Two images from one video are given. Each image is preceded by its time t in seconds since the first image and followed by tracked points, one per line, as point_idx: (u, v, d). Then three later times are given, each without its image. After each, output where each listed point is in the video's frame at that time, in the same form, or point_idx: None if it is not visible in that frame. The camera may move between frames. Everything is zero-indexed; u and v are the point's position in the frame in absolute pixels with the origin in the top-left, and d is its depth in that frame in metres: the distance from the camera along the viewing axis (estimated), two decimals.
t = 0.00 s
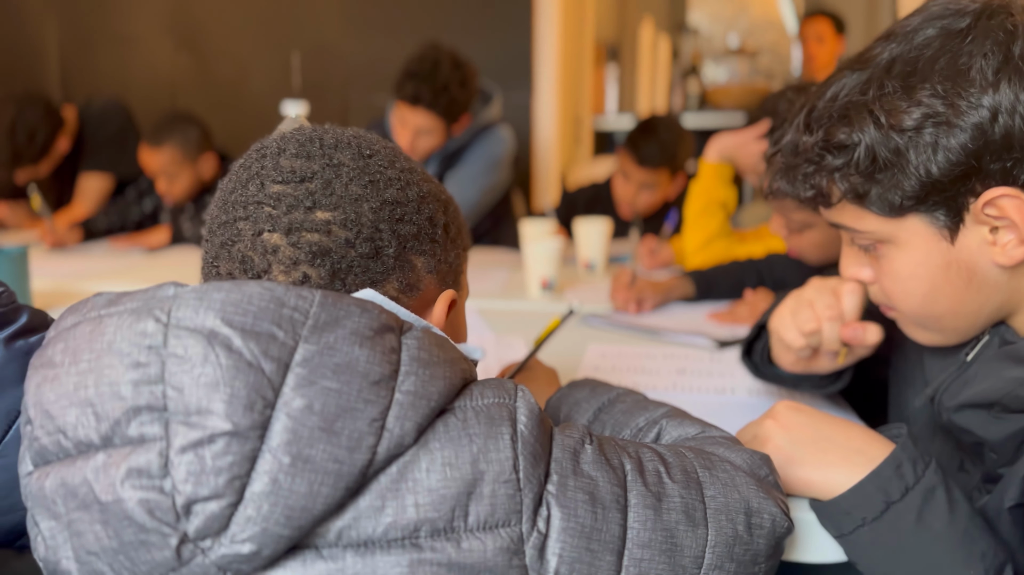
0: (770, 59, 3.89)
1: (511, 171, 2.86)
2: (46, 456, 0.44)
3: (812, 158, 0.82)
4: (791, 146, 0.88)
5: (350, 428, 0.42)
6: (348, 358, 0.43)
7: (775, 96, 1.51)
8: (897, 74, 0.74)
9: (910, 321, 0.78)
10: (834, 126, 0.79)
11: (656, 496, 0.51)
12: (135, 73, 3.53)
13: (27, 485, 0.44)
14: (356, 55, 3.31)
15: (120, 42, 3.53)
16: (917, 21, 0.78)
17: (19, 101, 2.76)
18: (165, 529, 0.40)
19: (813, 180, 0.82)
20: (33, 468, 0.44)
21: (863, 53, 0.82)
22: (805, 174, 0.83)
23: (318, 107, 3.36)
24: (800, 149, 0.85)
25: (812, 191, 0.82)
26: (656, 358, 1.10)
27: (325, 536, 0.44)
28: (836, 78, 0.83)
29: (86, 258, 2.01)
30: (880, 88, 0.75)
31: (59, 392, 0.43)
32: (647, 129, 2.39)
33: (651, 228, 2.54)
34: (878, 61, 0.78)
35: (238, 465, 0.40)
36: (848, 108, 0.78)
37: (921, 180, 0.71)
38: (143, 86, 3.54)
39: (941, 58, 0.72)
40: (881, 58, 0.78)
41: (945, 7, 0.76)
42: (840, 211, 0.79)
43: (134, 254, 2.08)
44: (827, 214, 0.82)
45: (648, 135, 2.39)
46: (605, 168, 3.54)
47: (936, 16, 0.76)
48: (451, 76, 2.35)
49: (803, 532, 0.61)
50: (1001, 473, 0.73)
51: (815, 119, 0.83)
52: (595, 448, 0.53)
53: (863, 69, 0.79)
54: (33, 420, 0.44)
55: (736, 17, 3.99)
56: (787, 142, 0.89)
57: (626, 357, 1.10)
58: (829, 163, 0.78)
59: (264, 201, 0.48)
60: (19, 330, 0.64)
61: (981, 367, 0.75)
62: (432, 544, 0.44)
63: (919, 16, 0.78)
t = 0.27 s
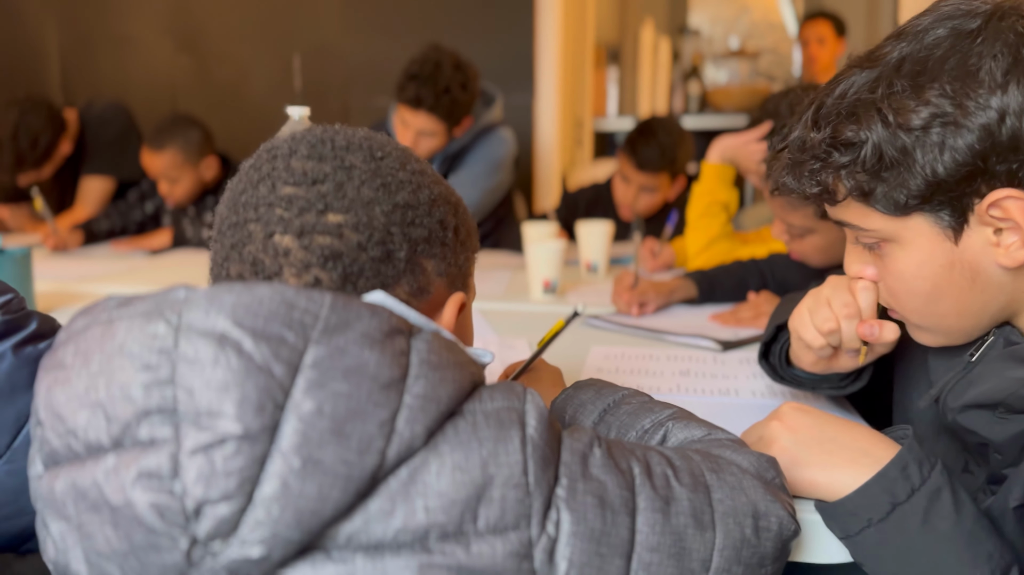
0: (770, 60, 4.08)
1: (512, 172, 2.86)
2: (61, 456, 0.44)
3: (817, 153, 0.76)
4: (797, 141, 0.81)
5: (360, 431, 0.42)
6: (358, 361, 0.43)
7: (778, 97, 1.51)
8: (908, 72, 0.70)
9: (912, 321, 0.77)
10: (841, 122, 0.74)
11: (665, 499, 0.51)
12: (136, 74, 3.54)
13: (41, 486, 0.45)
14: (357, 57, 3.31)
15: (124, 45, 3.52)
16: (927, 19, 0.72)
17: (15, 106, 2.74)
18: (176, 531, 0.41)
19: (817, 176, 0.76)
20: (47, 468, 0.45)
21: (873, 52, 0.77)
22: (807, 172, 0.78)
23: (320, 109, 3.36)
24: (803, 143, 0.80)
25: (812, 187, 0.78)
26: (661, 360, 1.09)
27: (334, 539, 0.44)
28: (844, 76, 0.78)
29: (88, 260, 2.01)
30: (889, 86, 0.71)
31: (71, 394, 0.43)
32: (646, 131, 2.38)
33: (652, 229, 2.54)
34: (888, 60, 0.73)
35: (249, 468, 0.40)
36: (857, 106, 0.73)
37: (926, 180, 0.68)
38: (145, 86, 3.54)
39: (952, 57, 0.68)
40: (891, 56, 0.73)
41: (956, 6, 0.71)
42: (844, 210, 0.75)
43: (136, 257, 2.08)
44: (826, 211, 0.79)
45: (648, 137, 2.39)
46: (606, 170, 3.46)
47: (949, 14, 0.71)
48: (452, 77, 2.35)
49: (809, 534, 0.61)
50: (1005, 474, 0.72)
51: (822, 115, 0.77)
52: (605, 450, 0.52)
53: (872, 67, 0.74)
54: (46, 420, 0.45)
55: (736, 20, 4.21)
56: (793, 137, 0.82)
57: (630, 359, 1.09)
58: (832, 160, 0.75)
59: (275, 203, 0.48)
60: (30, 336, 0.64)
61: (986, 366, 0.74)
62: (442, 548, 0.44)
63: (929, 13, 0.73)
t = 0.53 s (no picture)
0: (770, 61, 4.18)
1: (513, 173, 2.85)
2: (72, 455, 0.44)
3: (841, 141, 0.77)
4: (819, 130, 0.84)
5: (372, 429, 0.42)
6: (370, 359, 0.42)
7: (780, 97, 1.51)
8: (929, 60, 0.70)
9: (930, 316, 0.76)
10: (863, 110, 0.75)
11: (676, 498, 0.51)
12: (137, 76, 3.54)
13: (53, 484, 0.45)
14: (358, 58, 3.30)
15: (125, 47, 3.54)
16: (951, 9, 0.72)
17: (14, 100, 2.70)
18: (187, 530, 0.40)
19: (840, 164, 0.77)
20: (57, 467, 0.45)
21: (894, 41, 0.77)
22: (830, 160, 0.79)
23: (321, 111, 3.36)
24: (829, 133, 0.80)
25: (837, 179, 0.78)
26: (666, 361, 1.08)
27: (345, 538, 0.43)
28: (867, 64, 0.78)
29: (89, 262, 2.01)
30: (912, 74, 0.71)
31: (81, 392, 0.43)
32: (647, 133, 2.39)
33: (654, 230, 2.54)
34: (910, 49, 0.73)
35: (260, 468, 0.40)
36: (879, 93, 0.73)
37: (949, 168, 0.68)
38: (145, 88, 3.54)
39: (977, 45, 0.67)
40: (913, 46, 0.72)
41: None
42: (864, 199, 0.75)
43: (137, 258, 2.08)
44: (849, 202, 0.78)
45: (649, 139, 2.39)
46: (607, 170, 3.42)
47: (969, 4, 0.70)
48: (454, 78, 2.35)
49: (819, 533, 0.61)
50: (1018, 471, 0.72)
51: (844, 103, 0.78)
52: (616, 450, 0.51)
53: (893, 56, 0.74)
54: (56, 419, 0.44)
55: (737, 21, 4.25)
56: (816, 125, 0.85)
57: (633, 360, 1.09)
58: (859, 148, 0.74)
59: (287, 200, 0.48)
60: (36, 337, 0.66)
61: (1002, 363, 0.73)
62: (454, 548, 0.44)
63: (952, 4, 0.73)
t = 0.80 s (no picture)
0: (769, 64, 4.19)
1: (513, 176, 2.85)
2: (70, 463, 0.44)
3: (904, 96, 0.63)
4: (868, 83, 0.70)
5: (372, 438, 0.42)
6: (370, 369, 0.42)
7: (779, 102, 1.51)
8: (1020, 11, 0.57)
9: (975, 292, 0.66)
10: (941, 64, 0.60)
11: (676, 506, 0.51)
12: (136, 79, 3.54)
13: (52, 492, 0.45)
14: (357, 62, 3.30)
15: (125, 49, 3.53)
16: None
17: (11, 101, 2.67)
18: (186, 540, 0.40)
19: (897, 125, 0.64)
20: (56, 475, 0.45)
21: None
22: (890, 122, 0.64)
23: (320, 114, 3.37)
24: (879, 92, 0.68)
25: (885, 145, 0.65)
26: (664, 366, 1.08)
27: (347, 546, 0.43)
28: (931, 21, 0.65)
29: (88, 266, 2.01)
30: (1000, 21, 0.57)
31: (80, 400, 0.42)
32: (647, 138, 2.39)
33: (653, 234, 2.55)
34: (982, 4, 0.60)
35: (259, 478, 0.40)
36: (957, 47, 0.60)
37: None
38: (144, 91, 3.54)
39: None
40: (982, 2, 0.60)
41: None
42: (923, 162, 0.62)
43: (136, 263, 2.08)
44: (896, 173, 0.66)
45: (648, 143, 2.38)
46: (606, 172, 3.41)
47: None
48: (453, 82, 2.35)
49: (817, 540, 0.61)
50: None
51: (914, 60, 0.64)
52: (616, 458, 0.51)
53: (962, 13, 0.62)
54: (55, 427, 0.44)
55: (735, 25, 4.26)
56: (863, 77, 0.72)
57: (631, 365, 1.08)
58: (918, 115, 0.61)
59: (286, 208, 0.48)
60: (36, 344, 0.67)
61: None
62: (454, 557, 0.44)
63: None
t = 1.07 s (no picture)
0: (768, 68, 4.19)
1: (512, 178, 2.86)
2: (72, 462, 0.44)
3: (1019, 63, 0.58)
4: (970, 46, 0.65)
5: (372, 438, 0.42)
6: (371, 369, 0.42)
7: (779, 105, 1.51)
8: None
9: None
10: None
11: (677, 504, 0.51)
12: (136, 81, 3.54)
13: (53, 490, 0.45)
14: (357, 65, 3.31)
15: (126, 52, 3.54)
16: None
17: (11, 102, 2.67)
18: (187, 538, 0.40)
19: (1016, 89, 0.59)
20: (58, 473, 0.45)
21: None
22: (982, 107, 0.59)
23: (320, 116, 3.37)
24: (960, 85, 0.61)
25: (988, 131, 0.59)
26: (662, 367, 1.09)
27: (348, 544, 0.43)
28: None
29: (89, 267, 2.01)
30: None
31: (81, 398, 0.43)
32: (645, 140, 2.39)
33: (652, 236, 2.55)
34: None
35: (260, 477, 0.40)
36: None
37: None
38: (144, 93, 3.54)
39: None
40: None
41: None
42: None
43: (137, 264, 2.08)
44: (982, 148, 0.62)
45: (645, 146, 2.39)
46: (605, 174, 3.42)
47: None
48: (453, 84, 2.35)
49: (819, 540, 0.60)
50: None
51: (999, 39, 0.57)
52: (618, 458, 0.51)
53: None
54: (56, 425, 0.44)
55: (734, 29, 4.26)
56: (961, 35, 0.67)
57: (630, 366, 1.08)
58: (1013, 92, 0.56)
59: (286, 211, 0.48)
60: (37, 345, 0.68)
61: None
62: (454, 555, 0.44)
63: None
